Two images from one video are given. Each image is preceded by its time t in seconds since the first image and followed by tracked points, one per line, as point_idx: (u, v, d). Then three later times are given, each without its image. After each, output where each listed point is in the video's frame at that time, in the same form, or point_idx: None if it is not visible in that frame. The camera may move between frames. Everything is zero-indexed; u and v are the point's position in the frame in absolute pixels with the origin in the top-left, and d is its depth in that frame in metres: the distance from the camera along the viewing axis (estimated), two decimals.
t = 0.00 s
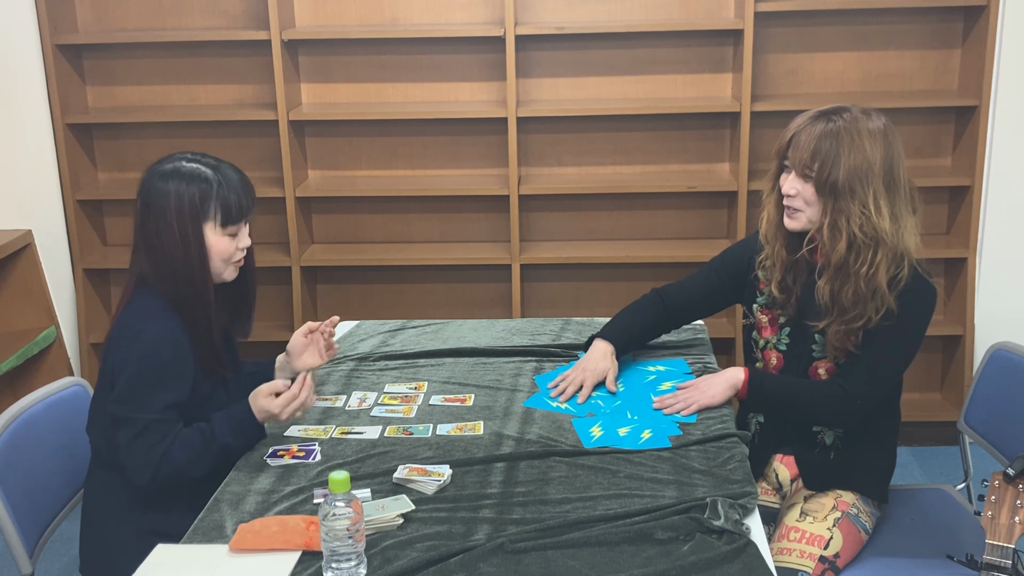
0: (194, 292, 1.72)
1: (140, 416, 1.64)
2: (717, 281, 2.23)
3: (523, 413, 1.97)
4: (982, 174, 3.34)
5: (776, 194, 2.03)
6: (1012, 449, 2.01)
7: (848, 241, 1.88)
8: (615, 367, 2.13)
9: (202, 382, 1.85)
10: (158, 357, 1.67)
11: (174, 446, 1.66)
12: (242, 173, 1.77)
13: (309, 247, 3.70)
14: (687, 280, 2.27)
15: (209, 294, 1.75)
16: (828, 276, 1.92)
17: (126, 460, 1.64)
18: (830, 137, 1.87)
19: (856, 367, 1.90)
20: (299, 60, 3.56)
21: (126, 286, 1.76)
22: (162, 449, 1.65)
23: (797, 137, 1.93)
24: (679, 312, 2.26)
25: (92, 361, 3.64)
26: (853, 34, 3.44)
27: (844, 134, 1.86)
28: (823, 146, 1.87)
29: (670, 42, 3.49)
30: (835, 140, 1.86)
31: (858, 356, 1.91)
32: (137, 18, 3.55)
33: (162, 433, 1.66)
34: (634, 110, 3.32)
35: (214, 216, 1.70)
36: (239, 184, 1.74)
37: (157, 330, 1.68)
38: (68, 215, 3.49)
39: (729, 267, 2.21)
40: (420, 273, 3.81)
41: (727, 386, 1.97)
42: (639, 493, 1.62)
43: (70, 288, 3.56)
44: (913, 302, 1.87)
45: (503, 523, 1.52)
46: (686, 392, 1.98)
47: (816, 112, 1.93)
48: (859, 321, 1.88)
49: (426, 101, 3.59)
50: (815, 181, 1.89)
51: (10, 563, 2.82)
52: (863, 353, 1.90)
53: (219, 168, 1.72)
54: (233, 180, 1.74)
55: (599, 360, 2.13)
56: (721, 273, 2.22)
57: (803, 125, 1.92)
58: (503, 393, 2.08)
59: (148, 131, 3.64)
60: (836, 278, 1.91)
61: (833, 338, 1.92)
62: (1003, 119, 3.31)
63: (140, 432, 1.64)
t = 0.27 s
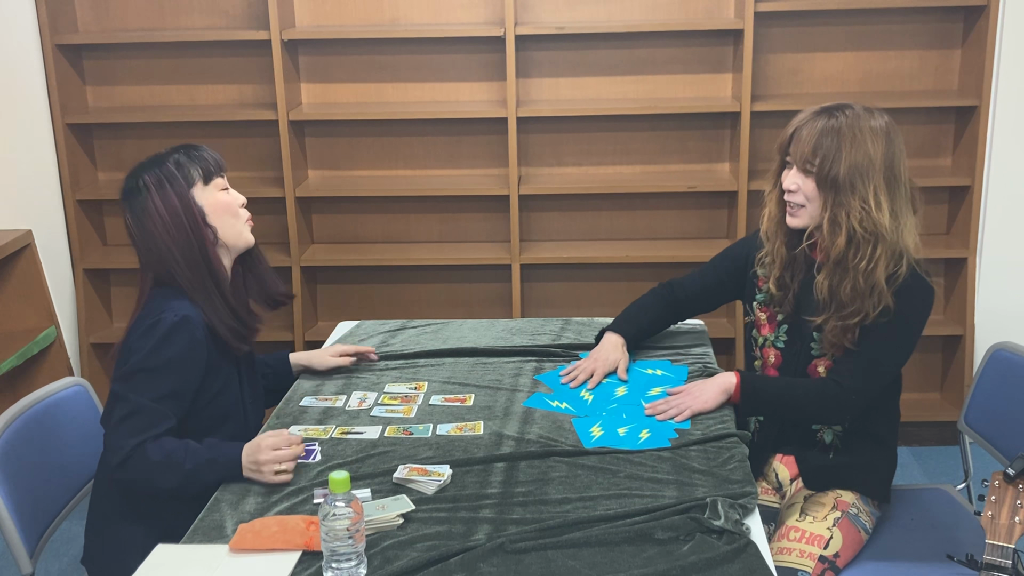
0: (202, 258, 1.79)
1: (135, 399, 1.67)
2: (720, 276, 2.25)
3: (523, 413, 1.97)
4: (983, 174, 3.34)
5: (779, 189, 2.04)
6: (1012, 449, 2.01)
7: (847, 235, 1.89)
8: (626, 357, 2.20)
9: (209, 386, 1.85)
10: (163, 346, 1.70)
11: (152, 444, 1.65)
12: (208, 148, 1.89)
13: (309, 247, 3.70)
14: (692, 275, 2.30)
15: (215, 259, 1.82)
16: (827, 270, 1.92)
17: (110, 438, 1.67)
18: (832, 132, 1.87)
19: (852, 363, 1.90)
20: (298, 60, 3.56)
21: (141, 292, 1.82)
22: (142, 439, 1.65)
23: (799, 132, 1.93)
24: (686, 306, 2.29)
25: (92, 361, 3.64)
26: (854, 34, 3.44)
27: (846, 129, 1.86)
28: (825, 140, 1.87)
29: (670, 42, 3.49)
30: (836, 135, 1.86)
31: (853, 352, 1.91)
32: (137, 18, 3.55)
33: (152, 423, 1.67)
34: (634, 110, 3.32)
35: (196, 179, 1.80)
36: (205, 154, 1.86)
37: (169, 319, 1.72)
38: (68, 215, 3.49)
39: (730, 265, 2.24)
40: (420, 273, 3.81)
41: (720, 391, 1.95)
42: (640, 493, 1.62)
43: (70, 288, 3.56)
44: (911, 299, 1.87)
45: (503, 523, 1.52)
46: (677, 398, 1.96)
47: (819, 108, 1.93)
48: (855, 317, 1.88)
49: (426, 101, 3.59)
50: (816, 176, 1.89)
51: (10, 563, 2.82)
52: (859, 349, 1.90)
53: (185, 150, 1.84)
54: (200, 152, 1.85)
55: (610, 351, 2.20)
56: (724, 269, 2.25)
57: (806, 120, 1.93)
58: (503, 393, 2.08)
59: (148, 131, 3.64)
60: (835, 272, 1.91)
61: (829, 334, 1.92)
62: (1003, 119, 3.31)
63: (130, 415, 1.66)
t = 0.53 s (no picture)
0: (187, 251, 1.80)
1: (132, 399, 1.68)
2: (721, 274, 2.27)
3: (524, 413, 1.97)
4: (983, 174, 3.34)
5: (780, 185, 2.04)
6: (1012, 449, 2.00)
7: (848, 229, 1.88)
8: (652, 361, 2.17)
9: (201, 376, 1.85)
10: (152, 342, 1.71)
11: (155, 445, 1.67)
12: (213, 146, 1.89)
13: (309, 247, 3.70)
14: (693, 274, 2.31)
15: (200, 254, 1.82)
16: (827, 264, 1.92)
17: (111, 440, 1.68)
18: (833, 127, 1.87)
19: (849, 359, 1.89)
20: (298, 60, 3.56)
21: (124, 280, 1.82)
22: (143, 439, 1.67)
23: (800, 127, 1.93)
24: (688, 305, 2.30)
25: (92, 361, 3.64)
26: (854, 34, 3.44)
27: (846, 124, 1.86)
28: (826, 135, 1.88)
29: (670, 42, 3.49)
30: (837, 130, 1.87)
31: (852, 347, 1.90)
32: (138, 18, 3.55)
33: (149, 421, 1.68)
34: (634, 110, 3.32)
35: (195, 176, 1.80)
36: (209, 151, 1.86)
37: (154, 314, 1.72)
38: (68, 215, 3.49)
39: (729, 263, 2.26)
40: (420, 273, 3.81)
41: (713, 395, 1.94)
42: (639, 492, 1.62)
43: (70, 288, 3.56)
44: (909, 295, 1.87)
45: (503, 523, 1.52)
46: (669, 399, 1.95)
47: (820, 104, 1.93)
48: (853, 311, 1.88)
49: (426, 101, 3.59)
50: (817, 171, 1.89)
51: (11, 563, 2.82)
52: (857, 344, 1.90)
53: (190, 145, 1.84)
54: (205, 149, 1.85)
55: (637, 356, 2.16)
56: (724, 267, 2.26)
57: (807, 115, 1.93)
58: (503, 394, 2.08)
59: (148, 131, 3.64)
60: (835, 267, 1.91)
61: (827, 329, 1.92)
62: (1003, 118, 3.31)
63: (129, 416, 1.68)
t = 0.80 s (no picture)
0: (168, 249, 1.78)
1: (121, 403, 1.67)
2: (722, 277, 2.26)
3: (524, 413, 1.97)
4: (983, 174, 3.34)
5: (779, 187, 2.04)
6: (1012, 449, 2.00)
7: (855, 231, 1.88)
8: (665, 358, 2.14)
9: (183, 371, 1.84)
10: (129, 341, 1.70)
11: (151, 445, 1.66)
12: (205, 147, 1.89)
13: (309, 247, 3.70)
14: (692, 279, 2.29)
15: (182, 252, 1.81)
16: (835, 267, 1.92)
17: (105, 447, 1.67)
18: (833, 129, 1.87)
19: (855, 359, 1.89)
20: (298, 60, 3.56)
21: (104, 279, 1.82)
22: (138, 442, 1.66)
23: (799, 129, 1.93)
24: (689, 310, 2.28)
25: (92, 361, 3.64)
26: (854, 34, 3.44)
27: (847, 125, 1.86)
28: (827, 138, 1.87)
29: (670, 42, 3.49)
30: (837, 131, 1.87)
31: (859, 346, 1.90)
32: (138, 17, 3.55)
33: (141, 423, 1.68)
34: (634, 110, 3.32)
35: (184, 174, 1.80)
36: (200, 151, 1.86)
37: (127, 313, 1.71)
38: (68, 215, 3.49)
39: (729, 265, 2.25)
40: (420, 273, 3.80)
41: (722, 389, 1.95)
42: (639, 492, 1.62)
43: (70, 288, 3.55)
44: (913, 293, 1.87)
45: (503, 523, 1.52)
46: (680, 389, 1.97)
47: (818, 105, 1.93)
48: (862, 313, 1.87)
49: (426, 101, 3.59)
50: (819, 173, 1.89)
51: (10, 563, 2.82)
52: (865, 343, 1.90)
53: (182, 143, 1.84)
54: (197, 149, 1.86)
55: (650, 353, 2.13)
56: (724, 270, 2.25)
57: (805, 117, 1.92)
58: (503, 393, 2.08)
59: (148, 131, 3.64)
60: (843, 269, 1.91)
61: (834, 329, 1.92)
62: (1003, 118, 3.31)
63: (119, 420, 1.67)
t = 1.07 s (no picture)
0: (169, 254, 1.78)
1: (121, 407, 1.67)
2: (725, 284, 2.20)
3: (523, 413, 1.97)
4: (983, 174, 3.34)
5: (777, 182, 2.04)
6: (1012, 449, 2.00)
7: (844, 218, 1.88)
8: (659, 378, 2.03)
9: (181, 372, 1.84)
10: (127, 344, 1.69)
11: (152, 448, 1.66)
12: (219, 154, 1.88)
13: (309, 247, 3.70)
14: (694, 290, 2.23)
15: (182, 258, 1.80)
16: (827, 255, 1.94)
17: (106, 451, 1.67)
18: (825, 120, 1.88)
19: (855, 362, 1.90)
20: (299, 60, 3.56)
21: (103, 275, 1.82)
22: (138, 445, 1.66)
23: (794, 122, 1.94)
24: (696, 321, 2.21)
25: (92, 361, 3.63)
26: (854, 34, 3.44)
27: (839, 117, 1.87)
28: (819, 129, 1.88)
29: (670, 42, 3.49)
30: (830, 123, 1.87)
31: (858, 344, 1.90)
32: (138, 17, 3.55)
33: (140, 426, 1.67)
34: (634, 110, 3.32)
35: (194, 182, 1.79)
36: (213, 159, 1.85)
37: (125, 316, 1.71)
38: (68, 215, 3.49)
39: (731, 271, 2.19)
40: (420, 273, 3.81)
41: (725, 378, 2.01)
42: (639, 492, 1.63)
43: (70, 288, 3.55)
44: (912, 293, 1.87)
45: (503, 523, 1.52)
46: (686, 377, 2.05)
47: (814, 100, 1.94)
48: (852, 305, 1.88)
49: (426, 101, 3.59)
50: (812, 162, 1.90)
51: (10, 563, 2.82)
52: (862, 342, 1.90)
53: (196, 149, 1.83)
54: (210, 156, 1.84)
55: (643, 373, 2.02)
56: (727, 278, 2.20)
57: (800, 111, 1.94)
58: (503, 393, 2.08)
59: (148, 131, 3.64)
60: (834, 258, 1.93)
61: (832, 327, 1.92)
62: (1003, 118, 3.31)
63: (119, 423, 1.67)
